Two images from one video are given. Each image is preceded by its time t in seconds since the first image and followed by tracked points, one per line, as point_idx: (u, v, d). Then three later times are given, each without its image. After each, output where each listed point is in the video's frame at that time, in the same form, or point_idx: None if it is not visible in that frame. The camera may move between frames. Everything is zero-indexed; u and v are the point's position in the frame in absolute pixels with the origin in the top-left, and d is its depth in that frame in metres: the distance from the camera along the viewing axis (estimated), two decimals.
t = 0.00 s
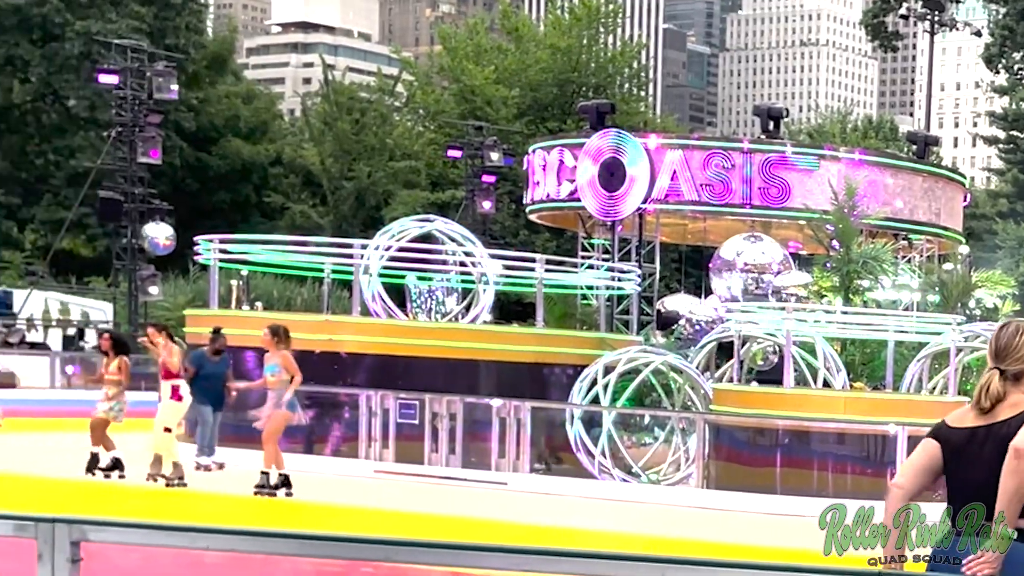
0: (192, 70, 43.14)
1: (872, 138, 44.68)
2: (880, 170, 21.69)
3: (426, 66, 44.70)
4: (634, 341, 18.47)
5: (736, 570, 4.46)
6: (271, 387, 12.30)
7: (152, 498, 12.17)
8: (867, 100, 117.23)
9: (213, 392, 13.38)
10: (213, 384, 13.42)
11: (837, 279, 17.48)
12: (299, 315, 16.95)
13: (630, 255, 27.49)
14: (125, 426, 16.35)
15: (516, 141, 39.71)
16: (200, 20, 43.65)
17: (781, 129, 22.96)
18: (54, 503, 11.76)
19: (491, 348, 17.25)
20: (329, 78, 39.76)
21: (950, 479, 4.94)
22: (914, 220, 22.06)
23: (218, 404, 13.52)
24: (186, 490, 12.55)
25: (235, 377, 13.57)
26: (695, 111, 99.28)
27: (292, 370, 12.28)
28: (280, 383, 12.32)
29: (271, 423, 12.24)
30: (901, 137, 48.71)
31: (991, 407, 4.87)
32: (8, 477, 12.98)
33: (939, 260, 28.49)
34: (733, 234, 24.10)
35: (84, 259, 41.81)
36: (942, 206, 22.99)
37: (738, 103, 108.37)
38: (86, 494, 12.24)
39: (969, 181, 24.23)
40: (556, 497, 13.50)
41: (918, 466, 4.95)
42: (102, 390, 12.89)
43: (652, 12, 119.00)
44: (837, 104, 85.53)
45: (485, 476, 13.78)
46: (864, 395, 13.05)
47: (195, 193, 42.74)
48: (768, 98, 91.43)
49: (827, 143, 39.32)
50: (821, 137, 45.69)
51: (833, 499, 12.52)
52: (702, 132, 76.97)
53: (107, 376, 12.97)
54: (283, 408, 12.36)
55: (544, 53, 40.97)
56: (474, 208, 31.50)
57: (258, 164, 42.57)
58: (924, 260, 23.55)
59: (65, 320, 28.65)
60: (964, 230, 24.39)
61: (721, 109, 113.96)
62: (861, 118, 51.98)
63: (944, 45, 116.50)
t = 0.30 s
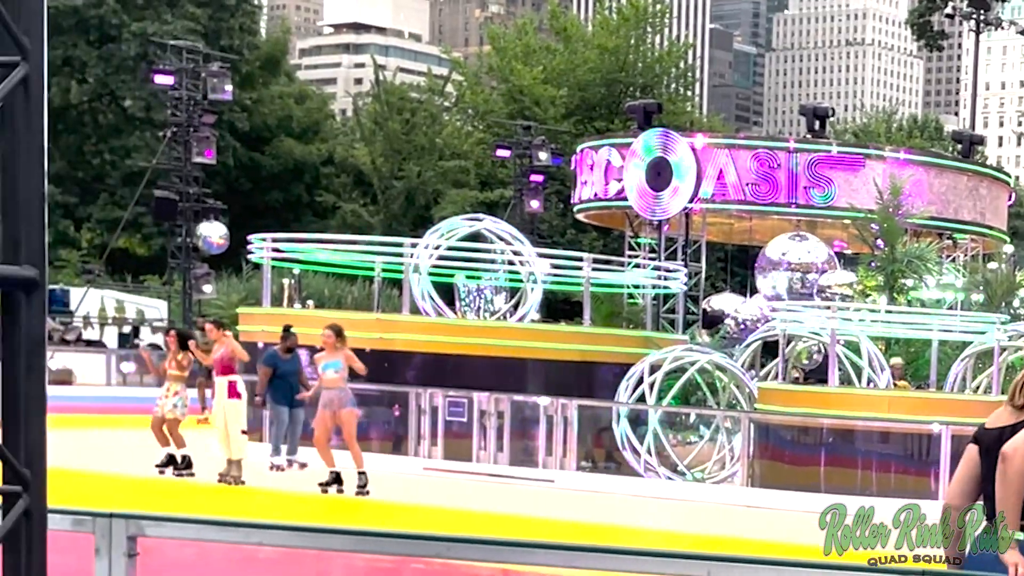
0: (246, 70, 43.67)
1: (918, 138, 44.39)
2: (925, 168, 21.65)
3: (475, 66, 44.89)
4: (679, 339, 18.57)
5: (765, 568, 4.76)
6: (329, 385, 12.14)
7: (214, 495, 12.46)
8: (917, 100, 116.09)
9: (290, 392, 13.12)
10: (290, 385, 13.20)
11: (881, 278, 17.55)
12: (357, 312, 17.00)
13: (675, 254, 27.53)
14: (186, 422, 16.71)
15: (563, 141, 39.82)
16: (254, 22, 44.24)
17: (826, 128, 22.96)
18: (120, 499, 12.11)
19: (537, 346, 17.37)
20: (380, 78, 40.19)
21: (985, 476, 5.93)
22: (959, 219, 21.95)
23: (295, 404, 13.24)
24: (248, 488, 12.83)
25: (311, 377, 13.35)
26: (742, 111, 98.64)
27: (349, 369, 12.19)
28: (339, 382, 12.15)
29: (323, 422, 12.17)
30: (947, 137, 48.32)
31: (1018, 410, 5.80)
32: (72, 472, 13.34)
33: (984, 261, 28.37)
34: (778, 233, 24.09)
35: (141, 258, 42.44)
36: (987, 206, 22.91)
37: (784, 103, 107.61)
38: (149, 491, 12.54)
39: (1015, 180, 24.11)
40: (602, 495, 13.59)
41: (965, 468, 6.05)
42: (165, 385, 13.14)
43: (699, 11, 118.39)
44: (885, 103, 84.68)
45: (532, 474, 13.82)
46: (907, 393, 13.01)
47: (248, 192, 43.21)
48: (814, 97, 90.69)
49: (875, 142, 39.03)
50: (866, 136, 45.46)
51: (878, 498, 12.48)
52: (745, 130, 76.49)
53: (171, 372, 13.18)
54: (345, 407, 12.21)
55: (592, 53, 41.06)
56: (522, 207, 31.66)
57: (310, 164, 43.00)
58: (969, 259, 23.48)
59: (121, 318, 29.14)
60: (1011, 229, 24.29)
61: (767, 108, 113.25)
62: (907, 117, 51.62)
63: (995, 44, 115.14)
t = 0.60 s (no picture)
0: (299, 72, 44.06)
1: (963, 138, 44.11)
2: (969, 168, 21.46)
3: (523, 67, 45.06)
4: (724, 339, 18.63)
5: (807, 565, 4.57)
6: (376, 383, 12.34)
7: (265, 493, 12.69)
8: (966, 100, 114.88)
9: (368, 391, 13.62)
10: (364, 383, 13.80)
11: (926, 277, 17.38)
12: (410, 313, 17.17)
13: (721, 254, 27.53)
14: (240, 420, 16.97)
15: (610, 141, 39.89)
16: (306, 24, 44.73)
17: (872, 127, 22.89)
18: (174, 498, 12.42)
19: (584, 346, 17.44)
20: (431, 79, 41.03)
21: None
22: (1005, 218, 21.84)
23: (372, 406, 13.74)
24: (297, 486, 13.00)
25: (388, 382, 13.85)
26: (788, 112, 98.06)
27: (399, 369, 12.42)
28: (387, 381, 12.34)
29: (366, 419, 12.34)
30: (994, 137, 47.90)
31: None
32: (129, 469, 13.66)
33: None
34: (824, 232, 24.05)
35: (195, 257, 42.96)
36: None
37: (829, 103, 106.89)
38: (202, 489, 12.81)
39: None
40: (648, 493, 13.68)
41: None
42: (217, 384, 13.36)
43: (745, 12, 117.86)
44: (932, 103, 83.92)
45: (578, 472, 13.93)
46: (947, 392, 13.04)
47: (300, 193, 43.64)
48: (861, 97, 90.02)
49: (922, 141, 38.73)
50: (911, 137, 45.27)
51: (920, 497, 12.55)
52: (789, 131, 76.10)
53: (222, 370, 13.42)
54: (387, 407, 12.36)
55: (638, 54, 41.06)
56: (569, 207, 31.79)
57: (361, 164, 43.36)
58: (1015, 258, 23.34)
59: (175, 317, 29.55)
60: None
61: (814, 108, 112.59)
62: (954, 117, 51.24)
63: None
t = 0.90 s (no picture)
0: (345, 75, 44.43)
1: (1003, 137, 43.83)
2: (1009, 167, 21.42)
3: (565, 69, 45.19)
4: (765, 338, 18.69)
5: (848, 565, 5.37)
6: (413, 384, 12.52)
7: (306, 490, 12.90)
8: (1009, 100, 113.87)
9: (454, 394, 13.73)
10: (454, 383, 13.71)
11: (965, 276, 17.40)
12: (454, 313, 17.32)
13: (762, 255, 27.54)
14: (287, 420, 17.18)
15: (652, 142, 39.99)
16: (352, 27, 45.07)
17: (912, 128, 22.89)
18: (220, 495, 12.67)
19: (626, 346, 17.50)
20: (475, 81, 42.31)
21: None
22: None
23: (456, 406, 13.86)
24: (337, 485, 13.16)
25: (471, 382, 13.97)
26: (828, 112, 97.47)
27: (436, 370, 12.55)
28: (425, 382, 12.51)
29: (399, 418, 12.49)
30: None
31: None
32: (176, 468, 13.93)
33: None
34: (864, 232, 24.03)
35: (242, 259, 43.46)
36: None
37: (870, 103, 106.21)
38: (245, 487, 13.04)
39: None
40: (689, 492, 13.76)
41: None
42: (260, 383, 13.60)
43: (787, 12, 117.19)
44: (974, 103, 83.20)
45: (620, 471, 13.97)
46: (988, 391, 13.11)
47: (345, 194, 44.00)
48: (901, 97, 89.41)
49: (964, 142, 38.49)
50: (950, 136, 45.10)
51: (961, 496, 12.71)
52: (827, 131, 75.70)
53: (265, 369, 13.60)
54: (423, 406, 12.54)
55: (680, 56, 41.07)
56: (611, 207, 31.86)
57: (406, 166, 43.71)
58: None
59: (224, 317, 29.98)
60: None
61: (853, 107, 111.94)
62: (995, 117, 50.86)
63: None
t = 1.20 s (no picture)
0: (380, 78, 44.70)
1: None
2: None
3: (598, 70, 45.25)
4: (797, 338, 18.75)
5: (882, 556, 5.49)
6: (439, 382, 12.73)
7: (344, 490, 13.04)
8: None
9: (518, 396, 13.26)
10: (516, 387, 13.29)
11: (995, 275, 17.42)
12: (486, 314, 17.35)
13: (793, 255, 27.54)
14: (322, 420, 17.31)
15: (684, 143, 40.03)
16: (388, 30, 45.29)
17: (942, 127, 22.85)
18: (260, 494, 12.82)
19: (658, 346, 17.59)
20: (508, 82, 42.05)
21: None
22: None
23: (521, 409, 13.41)
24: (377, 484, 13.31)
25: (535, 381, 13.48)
26: (860, 112, 97.06)
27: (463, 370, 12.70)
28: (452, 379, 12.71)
29: (428, 415, 12.64)
30: None
31: None
32: (215, 469, 14.11)
33: None
34: (895, 232, 24.01)
35: (280, 260, 43.84)
36: None
37: (902, 103, 105.62)
38: (284, 487, 13.17)
39: None
40: (722, 491, 13.77)
41: None
42: (291, 385, 13.81)
43: (820, 12, 116.63)
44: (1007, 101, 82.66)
45: (654, 470, 14.07)
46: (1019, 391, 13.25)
47: (381, 196, 44.29)
48: (933, 97, 88.93)
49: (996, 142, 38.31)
50: (981, 135, 44.90)
51: (992, 495, 12.87)
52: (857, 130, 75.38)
53: (297, 372, 13.84)
54: (449, 403, 12.68)
55: (711, 57, 41.08)
56: (643, 208, 31.91)
57: (441, 168, 43.92)
58: None
59: (262, 319, 30.29)
60: None
61: (885, 107, 111.39)
62: None
63: None
